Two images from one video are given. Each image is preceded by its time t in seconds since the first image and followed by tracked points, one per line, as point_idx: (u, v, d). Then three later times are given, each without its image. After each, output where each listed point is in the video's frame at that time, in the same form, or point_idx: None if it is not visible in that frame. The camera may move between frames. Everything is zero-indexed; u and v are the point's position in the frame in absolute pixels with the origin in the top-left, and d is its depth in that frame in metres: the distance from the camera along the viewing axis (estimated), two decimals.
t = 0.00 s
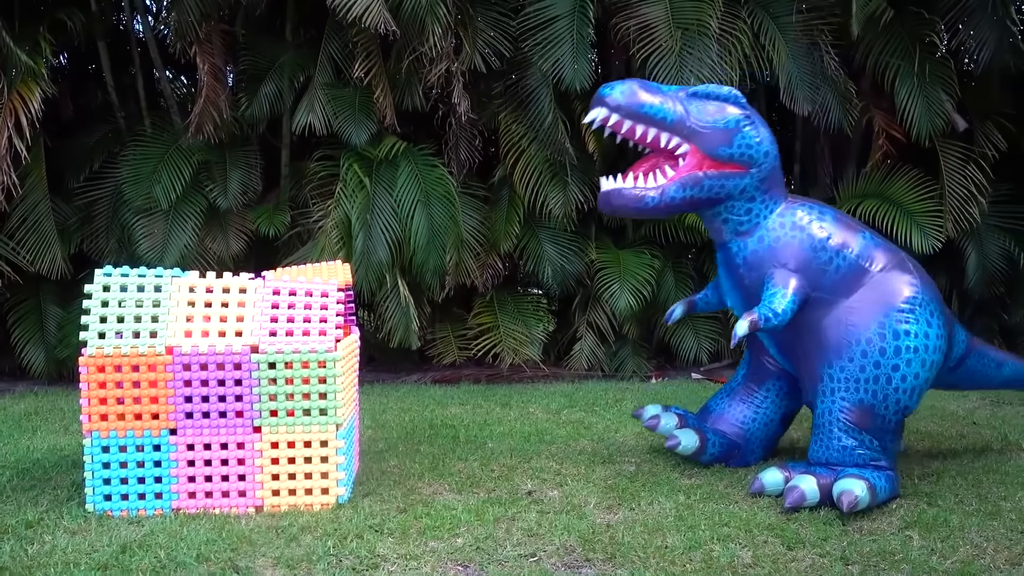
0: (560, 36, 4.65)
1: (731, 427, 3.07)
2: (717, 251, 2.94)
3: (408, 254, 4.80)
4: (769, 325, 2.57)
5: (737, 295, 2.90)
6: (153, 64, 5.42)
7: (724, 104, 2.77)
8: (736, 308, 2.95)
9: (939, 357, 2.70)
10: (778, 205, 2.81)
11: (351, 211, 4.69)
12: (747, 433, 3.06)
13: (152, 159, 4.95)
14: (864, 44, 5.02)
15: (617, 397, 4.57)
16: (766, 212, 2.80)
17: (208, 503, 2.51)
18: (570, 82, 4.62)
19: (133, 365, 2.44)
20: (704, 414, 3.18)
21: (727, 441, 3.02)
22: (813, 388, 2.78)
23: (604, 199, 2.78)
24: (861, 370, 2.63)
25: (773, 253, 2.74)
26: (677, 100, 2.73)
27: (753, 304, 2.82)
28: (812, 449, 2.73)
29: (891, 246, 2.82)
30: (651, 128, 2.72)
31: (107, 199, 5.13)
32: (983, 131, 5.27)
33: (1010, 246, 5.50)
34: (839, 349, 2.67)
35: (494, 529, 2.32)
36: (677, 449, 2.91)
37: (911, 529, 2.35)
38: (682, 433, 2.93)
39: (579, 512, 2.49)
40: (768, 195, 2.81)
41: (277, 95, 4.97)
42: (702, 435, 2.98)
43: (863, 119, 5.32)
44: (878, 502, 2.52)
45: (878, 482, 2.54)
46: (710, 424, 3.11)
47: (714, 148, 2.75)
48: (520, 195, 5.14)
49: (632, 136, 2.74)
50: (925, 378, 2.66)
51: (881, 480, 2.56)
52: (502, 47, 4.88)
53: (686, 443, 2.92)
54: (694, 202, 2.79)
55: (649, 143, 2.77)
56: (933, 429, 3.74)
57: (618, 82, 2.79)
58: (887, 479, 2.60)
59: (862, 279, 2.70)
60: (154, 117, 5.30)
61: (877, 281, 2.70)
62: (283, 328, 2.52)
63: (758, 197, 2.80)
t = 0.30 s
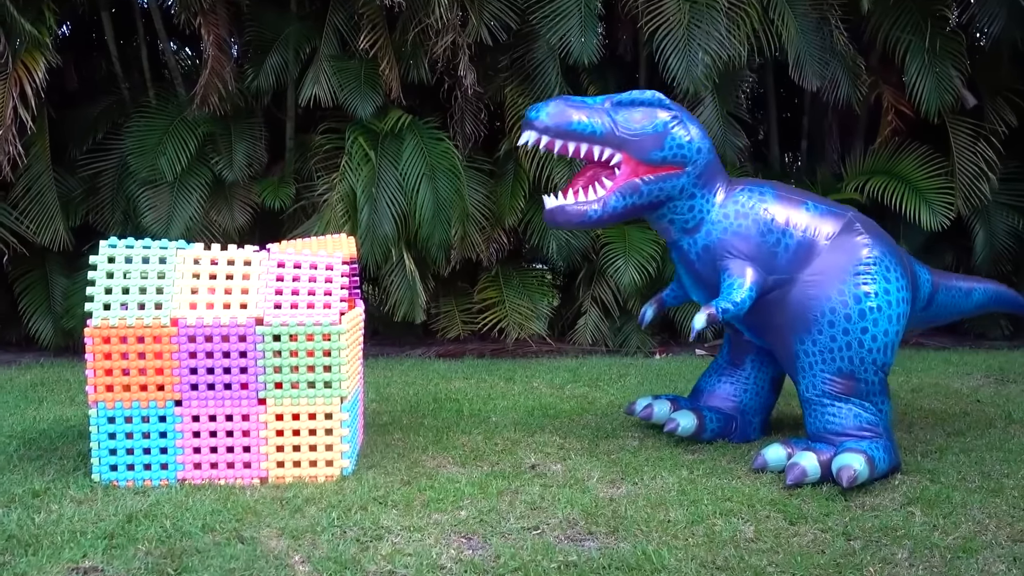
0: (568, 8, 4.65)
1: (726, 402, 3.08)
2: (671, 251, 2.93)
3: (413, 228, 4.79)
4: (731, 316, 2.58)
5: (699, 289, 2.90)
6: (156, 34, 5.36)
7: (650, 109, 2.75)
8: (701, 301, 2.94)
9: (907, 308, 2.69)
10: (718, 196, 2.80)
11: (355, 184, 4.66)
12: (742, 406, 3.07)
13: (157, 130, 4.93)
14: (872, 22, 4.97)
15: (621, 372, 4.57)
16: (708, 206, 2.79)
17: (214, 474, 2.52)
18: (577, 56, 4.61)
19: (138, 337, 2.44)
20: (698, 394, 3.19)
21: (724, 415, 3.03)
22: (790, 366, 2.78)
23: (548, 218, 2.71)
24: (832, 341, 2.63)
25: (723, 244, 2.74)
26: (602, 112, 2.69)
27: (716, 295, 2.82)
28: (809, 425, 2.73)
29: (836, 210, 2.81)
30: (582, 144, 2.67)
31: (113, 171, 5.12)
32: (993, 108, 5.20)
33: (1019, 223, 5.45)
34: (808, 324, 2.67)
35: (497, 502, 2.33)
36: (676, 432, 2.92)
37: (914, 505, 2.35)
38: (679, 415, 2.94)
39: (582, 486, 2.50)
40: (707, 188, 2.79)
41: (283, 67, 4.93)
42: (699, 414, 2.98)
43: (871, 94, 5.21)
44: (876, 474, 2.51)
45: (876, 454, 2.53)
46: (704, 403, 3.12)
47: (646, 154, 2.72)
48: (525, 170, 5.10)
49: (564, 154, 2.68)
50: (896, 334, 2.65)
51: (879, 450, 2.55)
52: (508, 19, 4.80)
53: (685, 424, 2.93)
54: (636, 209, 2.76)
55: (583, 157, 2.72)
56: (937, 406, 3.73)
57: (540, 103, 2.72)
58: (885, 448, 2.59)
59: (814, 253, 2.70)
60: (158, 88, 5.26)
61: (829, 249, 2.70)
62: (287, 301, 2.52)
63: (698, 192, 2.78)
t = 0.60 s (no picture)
0: None
1: (727, 391, 3.08)
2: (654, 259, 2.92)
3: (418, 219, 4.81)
4: (716, 320, 2.57)
5: (685, 295, 2.88)
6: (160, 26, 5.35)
7: (619, 123, 2.71)
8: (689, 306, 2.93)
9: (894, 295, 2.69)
10: (694, 202, 2.77)
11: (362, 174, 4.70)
12: (743, 394, 3.07)
13: (161, 122, 4.92)
14: (878, 12, 4.93)
15: (625, 363, 4.57)
16: (685, 214, 2.76)
17: (220, 465, 2.53)
18: (582, 46, 4.62)
19: (143, 329, 2.45)
20: (698, 385, 3.19)
21: (726, 404, 3.02)
22: (783, 362, 2.78)
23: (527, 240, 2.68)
24: (822, 335, 2.63)
25: (704, 250, 2.72)
26: (570, 131, 2.65)
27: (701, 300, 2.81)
28: (810, 418, 2.74)
29: (811, 203, 2.80)
30: (554, 165, 2.63)
31: (116, 163, 5.12)
32: (1001, 97, 5.18)
33: None
34: (796, 322, 2.67)
35: (502, 493, 2.33)
36: (680, 424, 2.92)
37: (919, 496, 2.35)
38: (681, 407, 2.94)
39: (587, 477, 2.50)
40: (683, 195, 2.76)
41: (287, 58, 4.91)
42: (701, 405, 2.97)
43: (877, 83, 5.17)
44: (878, 461, 2.51)
45: (878, 440, 2.53)
46: (705, 394, 3.11)
47: (618, 168, 2.69)
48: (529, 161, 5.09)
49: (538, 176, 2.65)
50: (884, 321, 2.65)
51: (880, 437, 2.55)
52: (513, 10, 4.78)
53: (688, 415, 2.92)
54: (613, 223, 2.75)
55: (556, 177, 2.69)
56: (943, 397, 3.72)
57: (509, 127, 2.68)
58: (887, 434, 2.59)
59: (793, 250, 2.69)
60: (161, 80, 5.25)
61: (810, 245, 2.69)
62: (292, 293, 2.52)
63: (674, 200, 2.75)
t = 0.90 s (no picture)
0: None
1: (729, 391, 3.07)
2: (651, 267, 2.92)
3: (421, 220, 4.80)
4: (715, 327, 2.57)
5: (684, 300, 2.89)
6: (163, 26, 5.36)
7: (610, 134, 2.73)
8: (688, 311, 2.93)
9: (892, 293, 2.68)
10: (688, 209, 2.77)
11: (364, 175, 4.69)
12: (745, 393, 3.06)
13: (163, 122, 4.93)
14: (882, 11, 4.92)
15: (628, 363, 4.57)
16: (679, 221, 2.75)
17: (223, 466, 2.53)
18: (585, 46, 4.61)
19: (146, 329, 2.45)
20: (699, 386, 3.18)
21: (728, 404, 3.02)
22: (784, 365, 2.78)
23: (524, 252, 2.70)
24: (822, 338, 2.62)
25: (700, 257, 2.72)
26: (562, 143, 2.68)
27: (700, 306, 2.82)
28: (813, 419, 2.73)
29: (805, 203, 2.79)
30: (547, 178, 2.66)
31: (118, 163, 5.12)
32: (1004, 96, 5.17)
33: None
34: (796, 325, 2.66)
35: (506, 494, 2.33)
36: (683, 427, 2.92)
37: (923, 496, 2.34)
38: (683, 410, 2.93)
39: (591, 477, 2.50)
40: (677, 203, 2.76)
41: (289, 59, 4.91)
42: (703, 407, 2.97)
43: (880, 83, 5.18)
44: (882, 461, 2.50)
45: (881, 440, 2.52)
46: (707, 395, 3.10)
47: (610, 179, 2.71)
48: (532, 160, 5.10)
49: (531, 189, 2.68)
50: (884, 321, 2.64)
51: (884, 437, 2.54)
52: (516, 10, 4.77)
53: (691, 418, 2.92)
54: (609, 233, 2.76)
55: (549, 190, 2.72)
56: (947, 397, 3.72)
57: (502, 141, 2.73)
58: (891, 434, 2.58)
59: (789, 253, 2.69)
60: (164, 80, 5.26)
61: (806, 247, 2.68)
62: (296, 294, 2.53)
63: (668, 208, 2.75)
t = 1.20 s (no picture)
0: None
1: (732, 389, 3.06)
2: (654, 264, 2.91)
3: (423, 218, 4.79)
4: (718, 325, 2.58)
5: (687, 298, 2.88)
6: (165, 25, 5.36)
7: (612, 133, 2.72)
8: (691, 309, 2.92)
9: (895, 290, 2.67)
10: (690, 206, 2.76)
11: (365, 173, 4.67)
12: (748, 391, 3.05)
13: (166, 121, 4.93)
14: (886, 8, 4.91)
15: (631, 360, 4.57)
16: (682, 219, 2.75)
17: (226, 464, 2.53)
18: (588, 44, 4.60)
19: (150, 328, 2.45)
20: (703, 384, 3.17)
21: (731, 402, 3.01)
22: (788, 362, 2.78)
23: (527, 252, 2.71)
24: (824, 335, 2.62)
25: (703, 254, 2.71)
26: (563, 142, 2.67)
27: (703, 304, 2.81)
28: (816, 415, 2.73)
29: (808, 201, 2.78)
30: (549, 178, 2.66)
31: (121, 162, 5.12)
32: (1007, 92, 5.15)
33: None
34: (799, 323, 2.66)
35: (509, 491, 2.33)
36: (686, 424, 2.90)
37: (927, 493, 2.34)
38: (686, 407, 2.93)
39: (594, 475, 2.50)
40: (679, 201, 2.75)
41: (292, 57, 4.91)
42: (706, 404, 2.96)
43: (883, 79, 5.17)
44: (886, 457, 2.50)
45: (885, 436, 2.52)
46: (710, 392, 3.09)
47: (612, 178, 2.70)
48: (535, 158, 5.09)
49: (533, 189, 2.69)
50: (886, 318, 2.63)
51: (888, 434, 2.54)
52: (518, 8, 4.76)
53: (695, 415, 2.91)
54: (612, 232, 2.75)
55: (551, 190, 2.72)
56: (950, 393, 3.71)
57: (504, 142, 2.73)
58: (894, 430, 2.58)
59: (792, 251, 2.68)
60: (166, 79, 5.26)
61: (808, 244, 2.68)
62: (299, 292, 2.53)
63: (670, 206, 2.74)
